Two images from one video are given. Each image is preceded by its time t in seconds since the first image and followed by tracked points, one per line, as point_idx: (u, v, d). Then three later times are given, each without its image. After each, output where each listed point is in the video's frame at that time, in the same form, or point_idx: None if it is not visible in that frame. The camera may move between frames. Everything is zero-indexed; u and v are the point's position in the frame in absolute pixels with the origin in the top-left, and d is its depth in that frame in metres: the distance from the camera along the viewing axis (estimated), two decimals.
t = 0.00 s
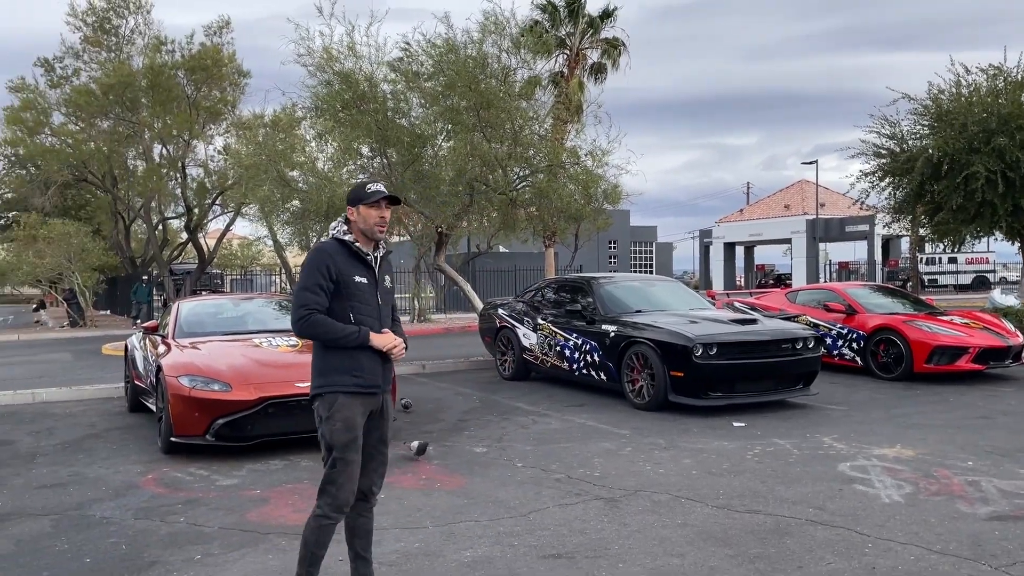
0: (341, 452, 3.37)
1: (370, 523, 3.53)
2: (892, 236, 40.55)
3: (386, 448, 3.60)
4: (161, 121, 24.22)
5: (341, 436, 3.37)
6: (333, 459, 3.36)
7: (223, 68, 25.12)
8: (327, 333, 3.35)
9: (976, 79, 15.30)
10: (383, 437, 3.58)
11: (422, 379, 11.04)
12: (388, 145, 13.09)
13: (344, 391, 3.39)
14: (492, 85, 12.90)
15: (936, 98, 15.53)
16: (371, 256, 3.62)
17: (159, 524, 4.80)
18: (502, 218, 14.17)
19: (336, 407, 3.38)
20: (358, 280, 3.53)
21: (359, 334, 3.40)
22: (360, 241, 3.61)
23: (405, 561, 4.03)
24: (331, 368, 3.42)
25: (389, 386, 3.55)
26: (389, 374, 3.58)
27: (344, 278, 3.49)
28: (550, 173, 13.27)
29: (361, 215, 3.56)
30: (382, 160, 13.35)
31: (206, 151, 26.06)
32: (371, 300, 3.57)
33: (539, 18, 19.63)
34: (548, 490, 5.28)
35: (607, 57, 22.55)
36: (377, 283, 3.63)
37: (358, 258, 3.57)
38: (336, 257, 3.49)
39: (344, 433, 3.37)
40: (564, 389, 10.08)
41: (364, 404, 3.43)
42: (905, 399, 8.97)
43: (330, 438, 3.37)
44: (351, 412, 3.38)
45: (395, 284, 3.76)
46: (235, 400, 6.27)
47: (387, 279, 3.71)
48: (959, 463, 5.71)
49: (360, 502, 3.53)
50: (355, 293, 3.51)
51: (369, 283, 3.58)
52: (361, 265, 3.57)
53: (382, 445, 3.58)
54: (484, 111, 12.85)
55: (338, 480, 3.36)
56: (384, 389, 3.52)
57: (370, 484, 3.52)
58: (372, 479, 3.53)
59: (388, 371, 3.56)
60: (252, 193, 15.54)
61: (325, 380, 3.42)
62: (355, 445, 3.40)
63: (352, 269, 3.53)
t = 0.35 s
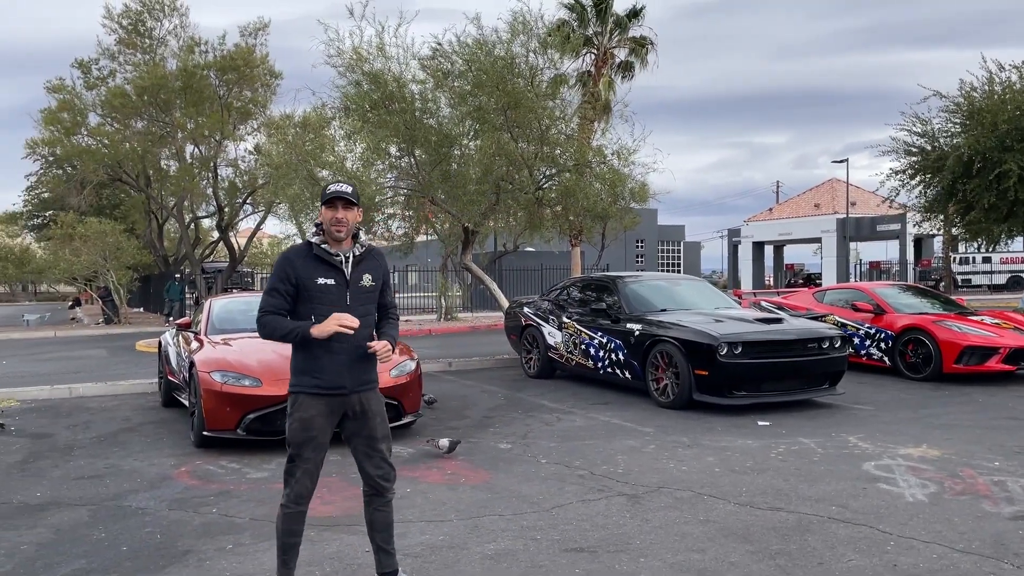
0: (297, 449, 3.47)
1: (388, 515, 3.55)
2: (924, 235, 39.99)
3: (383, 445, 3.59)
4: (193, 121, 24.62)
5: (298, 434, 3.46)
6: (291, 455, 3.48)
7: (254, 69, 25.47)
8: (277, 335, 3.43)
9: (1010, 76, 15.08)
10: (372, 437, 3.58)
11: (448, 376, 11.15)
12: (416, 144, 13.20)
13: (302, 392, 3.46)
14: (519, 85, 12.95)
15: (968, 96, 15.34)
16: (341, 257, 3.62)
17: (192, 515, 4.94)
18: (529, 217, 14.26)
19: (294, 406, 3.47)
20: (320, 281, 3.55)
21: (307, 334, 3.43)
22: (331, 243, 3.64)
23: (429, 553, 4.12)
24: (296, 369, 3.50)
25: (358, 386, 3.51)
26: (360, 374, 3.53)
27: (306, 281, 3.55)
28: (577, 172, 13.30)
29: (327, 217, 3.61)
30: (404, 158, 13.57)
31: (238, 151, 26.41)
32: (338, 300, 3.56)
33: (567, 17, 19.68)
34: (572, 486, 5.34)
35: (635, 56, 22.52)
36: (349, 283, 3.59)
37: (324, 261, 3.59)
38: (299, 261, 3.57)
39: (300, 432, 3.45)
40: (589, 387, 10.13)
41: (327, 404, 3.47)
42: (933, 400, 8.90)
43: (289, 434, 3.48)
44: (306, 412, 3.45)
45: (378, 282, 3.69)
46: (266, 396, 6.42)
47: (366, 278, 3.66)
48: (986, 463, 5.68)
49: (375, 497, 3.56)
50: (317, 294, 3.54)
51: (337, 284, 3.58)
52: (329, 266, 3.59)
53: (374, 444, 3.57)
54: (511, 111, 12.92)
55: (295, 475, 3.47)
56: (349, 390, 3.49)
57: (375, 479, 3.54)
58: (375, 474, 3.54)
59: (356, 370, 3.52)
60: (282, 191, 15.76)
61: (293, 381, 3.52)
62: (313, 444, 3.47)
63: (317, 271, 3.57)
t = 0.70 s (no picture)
0: (290, 442, 3.54)
1: (375, 510, 3.56)
2: (942, 236, 39.70)
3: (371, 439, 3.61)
4: (210, 120, 24.84)
5: (289, 428, 3.52)
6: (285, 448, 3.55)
7: (271, 69, 25.68)
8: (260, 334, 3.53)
9: None
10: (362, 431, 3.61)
11: (462, 375, 11.21)
12: (430, 143, 13.29)
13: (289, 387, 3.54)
14: (532, 85, 12.97)
15: (985, 96, 15.24)
16: (326, 255, 3.65)
17: (208, 507, 5.03)
18: (542, 216, 14.32)
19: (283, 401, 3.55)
20: (303, 281, 3.60)
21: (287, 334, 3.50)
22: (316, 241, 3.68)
23: (441, 546, 4.18)
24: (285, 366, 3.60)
25: (344, 382, 3.56)
26: (346, 370, 3.57)
27: (291, 280, 3.62)
28: (590, 172, 13.32)
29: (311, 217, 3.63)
30: (418, 157, 13.67)
31: (254, 150, 26.61)
32: (322, 298, 3.60)
33: (582, 17, 19.71)
34: (583, 483, 5.39)
35: (651, 55, 22.52)
36: (334, 282, 3.63)
37: (309, 260, 3.64)
38: (286, 260, 3.64)
39: (289, 425, 3.52)
40: (601, 386, 10.17)
41: (315, 399, 3.53)
42: (947, 401, 8.87)
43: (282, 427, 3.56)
44: (294, 406, 3.51)
45: (367, 280, 3.71)
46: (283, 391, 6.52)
47: (354, 275, 3.68)
48: (998, 463, 5.68)
49: (360, 492, 3.57)
50: (302, 293, 3.59)
51: (322, 283, 3.62)
52: (313, 265, 3.63)
53: (363, 438, 3.60)
54: (524, 110, 12.94)
55: (291, 467, 3.55)
56: (335, 385, 3.54)
57: (357, 475, 3.55)
58: (356, 469, 3.55)
59: (341, 366, 3.56)
60: (298, 191, 15.88)
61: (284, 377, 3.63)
62: (305, 436, 3.53)
63: (302, 270, 3.62)
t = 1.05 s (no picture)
0: (311, 441, 3.54)
1: (402, 510, 3.59)
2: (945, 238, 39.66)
3: (398, 440, 3.61)
4: (214, 120, 24.88)
5: (312, 427, 3.53)
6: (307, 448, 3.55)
7: (274, 69, 25.69)
8: (285, 332, 3.54)
9: None
10: (386, 432, 3.61)
11: (465, 375, 11.23)
12: (433, 144, 13.30)
13: (313, 386, 3.55)
14: (535, 86, 12.97)
15: (990, 99, 15.24)
16: (350, 254, 3.67)
17: (215, 505, 5.04)
18: (546, 217, 14.32)
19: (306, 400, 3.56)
20: (328, 279, 3.62)
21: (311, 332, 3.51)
22: (341, 240, 3.69)
23: (448, 545, 4.19)
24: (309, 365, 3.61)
25: (369, 381, 3.57)
26: (370, 369, 3.58)
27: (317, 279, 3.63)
28: (593, 173, 13.32)
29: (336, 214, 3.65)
30: (421, 159, 13.68)
31: (257, 150, 26.64)
32: (346, 296, 3.61)
33: (586, 17, 19.74)
34: (588, 483, 5.40)
35: (654, 56, 22.54)
36: (358, 280, 3.64)
37: (334, 259, 3.65)
38: (310, 259, 3.66)
39: (312, 425, 3.53)
40: (605, 387, 10.19)
41: (339, 398, 3.54)
42: (951, 403, 8.87)
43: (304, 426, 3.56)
44: (318, 405, 3.52)
45: (390, 279, 3.73)
46: (288, 390, 6.53)
47: (377, 274, 3.69)
48: (1003, 465, 5.68)
49: (392, 491, 3.60)
50: (326, 291, 3.61)
51: (346, 281, 3.63)
52: (338, 263, 3.65)
53: (388, 439, 3.60)
54: (527, 110, 12.89)
55: (310, 467, 3.55)
56: (360, 384, 3.55)
57: (395, 472, 3.58)
58: (389, 468, 3.58)
59: (365, 364, 3.57)
60: (301, 190, 15.92)
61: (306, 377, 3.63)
62: (327, 436, 3.54)
63: (326, 269, 3.64)
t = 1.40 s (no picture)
0: (362, 443, 3.47)
1: (420, 516, 3.53)
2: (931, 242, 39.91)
3: (438, 442, 3.62)
4: (202, 120, 24.71)
5: (364, 428, 3.47)
6: (355, 450, 3.48)
7: (263, 69, 25.51)
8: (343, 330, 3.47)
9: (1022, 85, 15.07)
10: (429, 433, 3.61)
11: (458, 376, 11.18)
12: (426, 145, 13.17)
13: (370, 386, 3.49)
14: (530, 86, 12.93)
15: (980, 103, 15.33)
16: (404, 251, 3.64)
17: (212, 508, 4.97)
18: (537, 218, 14.28)
19: (361, 401, 3.49)
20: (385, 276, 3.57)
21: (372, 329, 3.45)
22: (394, 236, 3.65)
23: (451, 548, 4.14)
24: (363, 363, 3.54)
25: (424, 379, 3.56)
26: (425, 367, 3.57)
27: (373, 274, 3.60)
28: (586, 175, 13.28)
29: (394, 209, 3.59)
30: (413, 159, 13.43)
31: (246, 150, 26.49)
32: (402, 294, 3.58)
33: (577, 19, 19.72)
34: (588, 485, 5.36)
35: (645, 59, 22.56)
36: (413, 277, 3.62)
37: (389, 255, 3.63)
38: (364, 256, 3.61)
39: (367, 426, 3.47)
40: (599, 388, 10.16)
41: (395, 397, 3.50)
42: (945, 406, 8.89)
43: (354, 428, 3.49)
44: (375, 405, 3.47)
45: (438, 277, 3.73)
46: (282, 391, 6.44)
47: (427, 272, 3.69)
48: (1002, 469, 5.68)
49: (411, 496, 3.54)
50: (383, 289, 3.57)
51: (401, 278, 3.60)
52: (393, 260, 3.61)
53: (430, 441, 3.60)
54: (521, 112, 12.90)
55: (356, 469, 3.47)
56: (416, 382, 3.53)
57: (428, 478, 3.54)
58: (423, 472, 3.54)
59: (421, 362, 3.56)
60: (292, 190, 15.82)
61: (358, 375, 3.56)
62: (379, 438, 3.49)
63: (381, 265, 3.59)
